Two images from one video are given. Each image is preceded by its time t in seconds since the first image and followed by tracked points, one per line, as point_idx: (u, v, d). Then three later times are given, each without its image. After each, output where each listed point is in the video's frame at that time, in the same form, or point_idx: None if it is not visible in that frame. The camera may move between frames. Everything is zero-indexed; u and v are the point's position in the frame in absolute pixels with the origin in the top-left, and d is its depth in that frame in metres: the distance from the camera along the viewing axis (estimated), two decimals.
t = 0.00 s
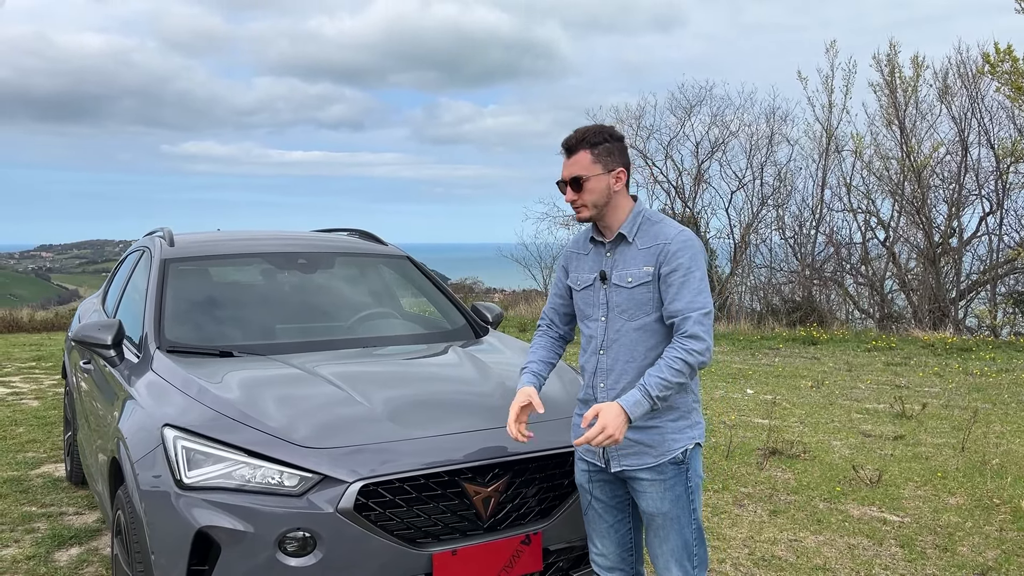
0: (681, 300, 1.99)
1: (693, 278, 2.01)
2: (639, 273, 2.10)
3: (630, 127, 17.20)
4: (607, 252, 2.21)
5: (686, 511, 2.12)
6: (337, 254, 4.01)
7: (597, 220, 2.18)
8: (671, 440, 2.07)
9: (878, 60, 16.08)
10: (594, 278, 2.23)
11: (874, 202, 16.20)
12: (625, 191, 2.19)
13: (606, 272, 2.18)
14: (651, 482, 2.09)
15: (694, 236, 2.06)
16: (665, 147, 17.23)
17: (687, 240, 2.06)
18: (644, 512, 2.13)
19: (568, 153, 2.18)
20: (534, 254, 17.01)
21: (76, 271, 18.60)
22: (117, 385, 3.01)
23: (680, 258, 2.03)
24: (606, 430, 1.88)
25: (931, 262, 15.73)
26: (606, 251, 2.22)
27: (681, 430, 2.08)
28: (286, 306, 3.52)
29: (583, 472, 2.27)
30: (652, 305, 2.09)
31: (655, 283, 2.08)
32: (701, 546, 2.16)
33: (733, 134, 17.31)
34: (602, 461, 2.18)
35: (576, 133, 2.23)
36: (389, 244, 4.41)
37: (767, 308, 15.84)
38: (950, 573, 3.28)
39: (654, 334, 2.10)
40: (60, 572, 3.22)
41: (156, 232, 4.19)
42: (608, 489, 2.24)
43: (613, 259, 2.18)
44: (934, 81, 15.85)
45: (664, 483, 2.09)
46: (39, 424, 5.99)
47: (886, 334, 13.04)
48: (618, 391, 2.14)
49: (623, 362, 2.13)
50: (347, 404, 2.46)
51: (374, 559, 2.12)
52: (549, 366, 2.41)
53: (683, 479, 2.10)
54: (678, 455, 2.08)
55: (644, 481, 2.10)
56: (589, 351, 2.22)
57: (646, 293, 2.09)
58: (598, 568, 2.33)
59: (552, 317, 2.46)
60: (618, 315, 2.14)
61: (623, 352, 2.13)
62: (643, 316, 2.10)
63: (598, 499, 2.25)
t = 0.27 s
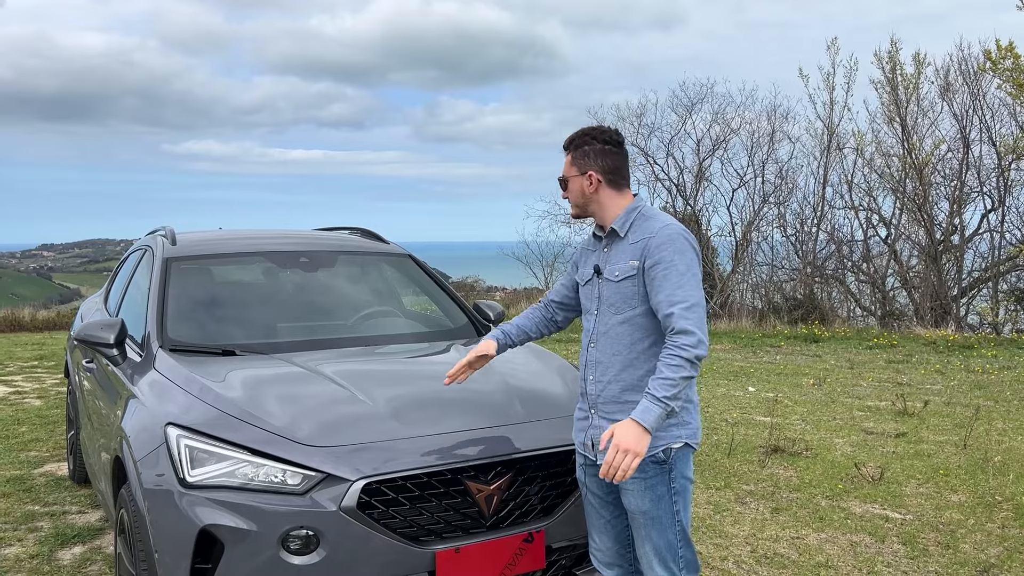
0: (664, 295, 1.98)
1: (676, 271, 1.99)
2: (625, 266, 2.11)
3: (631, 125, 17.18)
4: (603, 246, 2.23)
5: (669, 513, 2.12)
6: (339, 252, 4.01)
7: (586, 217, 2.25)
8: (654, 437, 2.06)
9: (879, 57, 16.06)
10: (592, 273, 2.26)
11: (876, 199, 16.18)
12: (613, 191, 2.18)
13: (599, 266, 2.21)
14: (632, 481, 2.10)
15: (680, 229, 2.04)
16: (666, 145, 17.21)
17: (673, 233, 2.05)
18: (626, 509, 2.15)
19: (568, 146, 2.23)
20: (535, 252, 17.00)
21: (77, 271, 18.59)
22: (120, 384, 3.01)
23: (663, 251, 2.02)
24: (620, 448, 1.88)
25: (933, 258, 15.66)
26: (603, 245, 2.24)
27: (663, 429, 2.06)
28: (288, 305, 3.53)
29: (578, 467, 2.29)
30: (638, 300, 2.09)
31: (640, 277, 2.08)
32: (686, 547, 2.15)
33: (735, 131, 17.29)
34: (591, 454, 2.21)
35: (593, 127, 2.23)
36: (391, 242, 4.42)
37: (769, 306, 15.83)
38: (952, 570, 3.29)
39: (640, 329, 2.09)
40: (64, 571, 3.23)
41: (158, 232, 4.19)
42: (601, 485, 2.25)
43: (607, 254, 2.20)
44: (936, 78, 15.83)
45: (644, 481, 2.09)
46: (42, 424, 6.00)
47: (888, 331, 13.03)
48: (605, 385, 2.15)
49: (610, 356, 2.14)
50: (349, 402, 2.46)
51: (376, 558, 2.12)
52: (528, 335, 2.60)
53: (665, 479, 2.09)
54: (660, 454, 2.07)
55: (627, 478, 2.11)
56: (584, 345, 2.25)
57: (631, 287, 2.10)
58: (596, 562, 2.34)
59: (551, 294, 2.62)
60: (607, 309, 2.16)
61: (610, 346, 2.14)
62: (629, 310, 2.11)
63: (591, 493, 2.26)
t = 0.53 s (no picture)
0: (670, 293, 1.98)
1: (681, 270, 1.99)
2: (625, 265, 2.11)
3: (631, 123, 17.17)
4: (601, 244, 2.23)
5: (671, 509, 2.13)
6: (340, 251, 4.01)
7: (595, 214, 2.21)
8: (656, 434, 2.07)
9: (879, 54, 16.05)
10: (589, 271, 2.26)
11: (876, 197, 16.17)
12: (620, 187, 2.21)
13: (599, 264, 2.20)
14: (635, 477, 2.10)
15: (682, 228, 2.04)
16: (666, 143, 17.20)
17: (674, 231, 2.05)
18: (629, 507, 2.15)
19: (567, 145, 2.19)
20: (536, 250, 17.02)
21: (79, 270, 18.61)
22: (122, 382, 3.02)
23: (664, 249, 2.02)
24: (689, 465, 1.90)
25: (933, 256, 15.63)
26: (601, 243, 2.24)
27: (665, 425, 2.07)
28: (289, 303, 3.52)
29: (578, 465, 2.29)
30: (640, 298, 2.10)
31: (641, 275, 2.09)
32: (689, 543, 2.16)
33: (736, 129, 17.29)
34: (592, 452, 2.21)
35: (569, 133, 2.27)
36: (392, 240, 4.41)
37: (770, 304, 15.84)
38: (954, 567, 3.28)
39: (643, 327, 2.09)
40: (66, 569, 3.23)
41: (158, 230, 4.19)
42: (603, 483, 2.25)
43: (605, 252, 2.20)
44: (937, 75, 15.81)
45: (646, 479, 2.09)
46: (44, 422, 6.01)
47: (889, 329, 13.02)
48: (606, 383, 2.15)
49: (610, 354, 2.14)
50: (351, 400, 2.46)
51: (379, 556, 2.12)
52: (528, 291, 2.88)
53: (667, 476, 2.10)
54: (661, 451, 2.07)
55: (629, 476, 2.11)
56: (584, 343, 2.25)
57: (631, 285, 2.10)
58: (600, 561, 2.35)
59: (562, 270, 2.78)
60: (607, 307, 2.16)
61: (610, 344, 2.15)
62: (631, 307, 2.11)
63: (593, 492, 2.27)
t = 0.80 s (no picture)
0: (687, 291, 1.99)
1: (698, 269, 2.00)
2: (639, 261, 2.10)
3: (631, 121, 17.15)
4: (608, 242, 2.22)
5: (681, 506, 2.13)
6: (339, 249, 4.00)
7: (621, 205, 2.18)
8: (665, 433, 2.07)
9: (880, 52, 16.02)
10: (596, 268, 2.24)
11: (876, 195, 16.15)
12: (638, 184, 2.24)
13: (607, 261, 2.19)
14: (645, 477, 2.09)
15: (697, 226, 2.05)
16: (666, 142, 17.17)
17: (689, 229, 2.06)
18: (638, 507, 2.13)
19: (602, 131, 2.16)
20: (536, 249, 17.01)
21: (78, 269, 18.60)
22: (121, 381, 3.01)
23: (683, 247, 2.02)
24: (659, 441, 1.87)
25: (934, 254, 15.65)
26: (608, 241, 2.23)
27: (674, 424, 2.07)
28: (289, 302, 3.51)
29: (580, 465, 2.27)
30: (652, 295, 2.09)
31: (656, 272, 2.08)
32: (696, 540, 2.17)
33: (735, 127, 17.26)
34: (597, 452, 2.19)
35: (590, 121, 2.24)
36: (392, 239, 4.40)
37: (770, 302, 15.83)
38: (955, 566, 3.27)
39: (654, 324, 2.09)
40: (65, 569, 3.22)
41: (158, 229, 4.18)
42: (606, 483, 2.25)
43: (614, 249, 2.18)
44: (937, 73, 15.79)
45: (658, 477, 2.08)
46: (43, 421, 5.99)
47: (889, 327, 13.00)
48: (614, 381, 2.13)
49: (619, 351, 2.13)
50: (351, 399, 2.45)
51: (379, 556, 2.11)
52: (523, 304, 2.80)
53: (677, 474, 2.10)
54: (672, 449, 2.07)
55: (638, 475, 2.10)
56: (589, 340, 2.23)
57: (645, 282, 2.09)
58: (599, 563, 2.33)
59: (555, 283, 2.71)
60: (617, 304, 2.15)
61: (619, 341, 2.13)
62: (642, 305, 2.10)
63: (596, 493, 2.25)
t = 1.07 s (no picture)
0: (700, 290, 2.00)
1: (709, 269, 2.02)
2: (648, 260, 2.09)
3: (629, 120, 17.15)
4: (613, 240, 2.20)
5: (685, 505, 2.13)
6: (338, 248, 3.99)
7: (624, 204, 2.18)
8: (673, 432, 2.06)
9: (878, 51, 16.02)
10: (599, 267, 2.22)
11: (875, 194, 16.15)
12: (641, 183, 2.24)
13: (613, 260, 2.17)
14: (651, 476, 2.08)
15: (707, 227, 2.06)
16: (665, 140, 17.16)
17: (699, 230, 2.07)
18: (643, 506, 2.13)
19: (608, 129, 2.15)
20: (534, 248, 17.00)
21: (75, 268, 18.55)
22: (118, 381, 2.99)
23: (695, 247, 2.03)
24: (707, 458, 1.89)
25: (932, 253, 15.66)
26: (612, 240, 2.21)
27: (681, 423, 2.07)
28: (287, 301, 3.51)
29: (581, 467, 2.26)
30: (660, 294, 2.09)
31: (665, 271, 2.08)
32: (700, 539, 2.17)
33: (734, 126, 17.25)
34: (599, 452, 2.17)
35: (595, 118, 2.23)
36: (390, 238, 4.40)
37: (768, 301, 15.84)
38: (954, 566, 3.27)
39: (662, 324, 2.09)
40: (62, 569, 3.21)
41: (155, 228, 4.17)
42: (607, 484, 2.24)
43: (619, 247, 2.17)
44: (935, 72, 15.79)
45: (664, 476, 2.08)
46: (40, 421, 5.98)
47: (888, 326, 13.00)
48: (620, 380, 2.12)
49: (625, 350, 2.12)
50: (349, 399, 2.44)
51: (377, 555, 2.11)
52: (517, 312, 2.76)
53: (683, 473, 2.10)
54: (678, 448, 2.07)
55: (644, 475, 2.10)
56: (592, 340, 2.21)
57: (653, 280, 2.08)
58: (598, 564, 2.32)
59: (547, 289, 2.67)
60: (623, 303, 2.13)
61: (626, 340, 2.12)
62: (650, 304, 2.09)
63: (597, 494, 2.25)
